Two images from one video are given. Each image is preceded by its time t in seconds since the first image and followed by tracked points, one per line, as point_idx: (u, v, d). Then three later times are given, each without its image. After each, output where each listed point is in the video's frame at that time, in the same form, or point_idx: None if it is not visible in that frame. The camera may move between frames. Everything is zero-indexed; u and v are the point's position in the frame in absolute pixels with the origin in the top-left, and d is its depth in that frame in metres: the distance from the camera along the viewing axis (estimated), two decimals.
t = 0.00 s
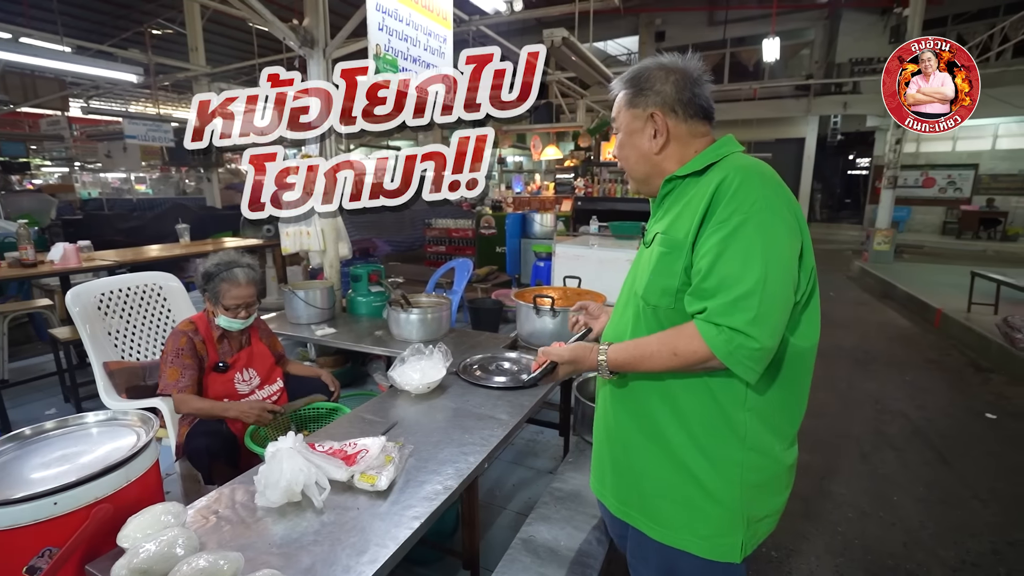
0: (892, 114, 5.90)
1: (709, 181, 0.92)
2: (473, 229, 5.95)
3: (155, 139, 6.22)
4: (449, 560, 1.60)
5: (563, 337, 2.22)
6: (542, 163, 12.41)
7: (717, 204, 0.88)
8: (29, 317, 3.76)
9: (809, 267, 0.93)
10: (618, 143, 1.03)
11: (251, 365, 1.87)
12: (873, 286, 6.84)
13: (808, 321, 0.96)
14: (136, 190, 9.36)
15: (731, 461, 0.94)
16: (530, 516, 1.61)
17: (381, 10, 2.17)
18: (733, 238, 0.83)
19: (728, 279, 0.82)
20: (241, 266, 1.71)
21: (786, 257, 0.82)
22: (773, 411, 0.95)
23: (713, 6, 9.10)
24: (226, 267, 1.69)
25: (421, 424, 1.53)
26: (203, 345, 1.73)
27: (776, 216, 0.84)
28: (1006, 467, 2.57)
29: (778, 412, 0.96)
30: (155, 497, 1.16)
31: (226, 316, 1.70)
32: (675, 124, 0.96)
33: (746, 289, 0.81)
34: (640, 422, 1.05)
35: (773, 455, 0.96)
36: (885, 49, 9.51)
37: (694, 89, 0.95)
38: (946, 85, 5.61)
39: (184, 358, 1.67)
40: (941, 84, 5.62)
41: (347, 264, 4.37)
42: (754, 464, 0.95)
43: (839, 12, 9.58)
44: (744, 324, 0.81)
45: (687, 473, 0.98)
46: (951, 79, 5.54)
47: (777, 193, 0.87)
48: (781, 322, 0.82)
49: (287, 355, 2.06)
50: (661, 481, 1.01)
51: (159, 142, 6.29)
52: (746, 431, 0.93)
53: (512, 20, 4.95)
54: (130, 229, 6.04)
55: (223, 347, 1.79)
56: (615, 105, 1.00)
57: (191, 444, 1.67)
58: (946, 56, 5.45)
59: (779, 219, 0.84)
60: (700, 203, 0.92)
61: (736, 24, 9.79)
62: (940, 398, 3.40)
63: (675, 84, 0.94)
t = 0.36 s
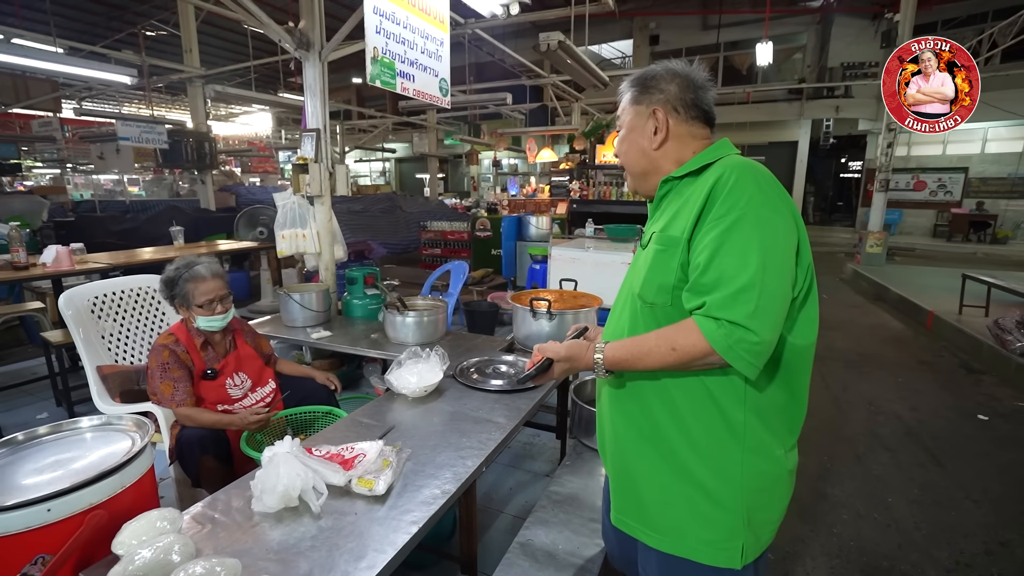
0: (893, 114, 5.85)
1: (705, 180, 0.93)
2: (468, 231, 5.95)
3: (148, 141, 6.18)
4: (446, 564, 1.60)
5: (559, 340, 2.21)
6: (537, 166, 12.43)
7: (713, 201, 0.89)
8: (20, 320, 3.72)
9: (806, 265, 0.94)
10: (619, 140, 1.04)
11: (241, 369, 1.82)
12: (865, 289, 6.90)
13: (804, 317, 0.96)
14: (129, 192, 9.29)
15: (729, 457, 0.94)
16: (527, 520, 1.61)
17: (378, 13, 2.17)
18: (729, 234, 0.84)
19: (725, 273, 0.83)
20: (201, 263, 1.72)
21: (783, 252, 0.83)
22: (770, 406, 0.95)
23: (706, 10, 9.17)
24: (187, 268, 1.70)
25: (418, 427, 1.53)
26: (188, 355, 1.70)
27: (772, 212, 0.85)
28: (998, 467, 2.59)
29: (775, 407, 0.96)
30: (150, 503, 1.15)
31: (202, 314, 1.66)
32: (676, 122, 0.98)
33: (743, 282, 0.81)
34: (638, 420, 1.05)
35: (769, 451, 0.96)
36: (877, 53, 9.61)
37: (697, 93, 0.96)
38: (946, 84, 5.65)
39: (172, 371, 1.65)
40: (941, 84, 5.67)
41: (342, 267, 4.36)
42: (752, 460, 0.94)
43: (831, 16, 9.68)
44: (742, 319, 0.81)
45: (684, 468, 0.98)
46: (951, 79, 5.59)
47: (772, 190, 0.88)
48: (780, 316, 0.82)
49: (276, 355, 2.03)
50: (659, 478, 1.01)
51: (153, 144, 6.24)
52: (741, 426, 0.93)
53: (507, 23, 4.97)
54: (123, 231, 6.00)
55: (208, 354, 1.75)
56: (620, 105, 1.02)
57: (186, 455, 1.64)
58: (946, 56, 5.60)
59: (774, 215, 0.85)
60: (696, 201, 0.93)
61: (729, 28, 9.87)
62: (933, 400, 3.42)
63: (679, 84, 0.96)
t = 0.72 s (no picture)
0: (893, 113, 5.85)
1: (704, 191, 0.92)
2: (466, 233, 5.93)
3: (145, 142, 6.16)
4: (444, 569, 1.59)
5: (558, 343, 2.21)
6: (534, 168, 12.44)
7: (712, 216, 0.88)
8: (15, 322, 3.69)
9: (798, 276, 0.94)
10: (624, 135, 1.03)
11: (231, 383, 1.77)
12: (862, 292, 6.92)
13: (794, 328, 0.97)
14: (125, 194, 9.25)
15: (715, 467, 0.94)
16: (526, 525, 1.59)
17: (378, 14, 2.16)
18: (730, 253, 0.83)
19: (731, 292, 0.81)
20: (189, 289, 1.60)
21: (781, 269, 0.82)
22: (758, 418, 0.95)
23: (704, 13, 9.21)
24: (173, 293, 1.57)
25: (417, 432, 1.51)
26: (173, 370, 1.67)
27: (773, 228, 0.84)
28: (996, 471, 2.59)
29: (762, 418, 0.96)
30: (144, 509, 1.13)
31: (189, 343, 1.61)
32: (684, 124, 0.97)
33: (744, 305, 0.80)
34: (625, 426, 1.05)
35: (754, 460, 0.97)
36: (873, 57, 9.66)
37: (707, 94, 0.96)
38: (947, 85, 5.67)
39: (158, 381, 1.64)
40: (941, 84, 5.69)
41: (340, 269, 4.35)
42: (737, 470, 0.95)
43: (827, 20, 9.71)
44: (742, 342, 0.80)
45: (670, 472, 0.98)
46: (951, 79, 5.62)
47: (771, 207, 0.87)
48: (778, 338, 0.82)
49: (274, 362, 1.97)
50: (644, 483, 1.01)
51: (149, 146, 6.22)
52: (729, 438, 0.94)
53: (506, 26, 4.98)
54: (119, 233, 5.97)
55: (195, 369, 1.71)
56: (630, 97, 1.01)
57: (183, 464, 1.62)
58: (946, 56, 5.63)
59: (774, 233, 0.84)
60: (694, 211, 0.92)
61: (726, 31, 9.90)
62: (931, 403, 3.42)
63: (692, 83, 0.95)
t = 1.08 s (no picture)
0: (894, 113, 5.85)
1: (702, 195, 0.90)
2: (465, 235, 5.90)
3: (143, 143, 6.14)
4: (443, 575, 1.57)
5: (558, 347, 2.19)
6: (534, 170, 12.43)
7: (710, 220, 0.86)
8: (11, 325, 3.67)
9: (799, 276, 0.92)
10: (617, 145, 1.02)
11: (225, 400, 1.71)
12: (862, 294, 6.91)
13: (795, 329, 0.95)
14: (124, 195, 9.25)
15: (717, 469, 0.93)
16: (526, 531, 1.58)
17: (377, 15, 2.14)
18: (730, 257, 0.81)
19: (732, 295, 0.80)
20: (189, 296, 1.54)
21: (780, 270, 0.81)
22: (760, 417, 0.94)
23: (703, 16, 9.21)
24: (172, 300, 1.52)
25: (415, 436, 1.50)
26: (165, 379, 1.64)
27: (770, 229, 0.83)
28: (999, 475, 2.58)
29: (764, 420, 0.95)
30: (138, 516, 1.11)
31: (185, 353, 1.57)
32: (677, 130, 0.96)
33: (745, 308, 0.79)
34: (627, 429, 1.04)
35: (757, 462, 0.96)
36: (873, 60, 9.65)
37: (697, 99, 0.94)
38: (946, 85, 5.68)
39: (152, 389, 1.62)
40: (941, 84, 5.70)
41: (339, 272, 4.33)
42: (740, 472, 0.94)
43: (827, 22, 9.70)
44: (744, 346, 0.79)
45: (672, 473, 0.97)
46: (951, 79, 5.63)
47: (770, 209, 0.86)
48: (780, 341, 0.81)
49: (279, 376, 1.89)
50: (648, 487, 1.00)
51: (148, 147, 6.23)
52: (732, 440, 0.92)
53: (505, 28, 4.97)
54: (116, 235, 5.95)
55: (191, 380, 1.67)
56: (620, 108, 1.00)
57: (175, 472, 1.60)
58: (946, 56, 5.63)
59: (774, 236, 0.83)
60: (692, 214, 0.90)
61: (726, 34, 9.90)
62: (932, 406, 3.41)
63: (680, 90, 0.94)
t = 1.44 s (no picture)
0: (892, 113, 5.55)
1: (695, 186, 0.91)
2: (489, 233, 5.92)
3: (180, 143, 6.34)
4: (450, 566, 1.60)
5: (572, 345, 2.20)
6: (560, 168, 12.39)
7: (700, 211, 0.86)
8: (58, 314, 3.89)
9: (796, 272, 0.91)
10: (639, 121, 1.02)
11: (236, 366, 1.88)
12: (898, 297, 6.66)
13: (790, 326, 0.93)
14: (164, 192, 9.65)
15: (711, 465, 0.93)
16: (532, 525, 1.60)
17: (393, 17, 2.20)
18: (717, 247, 0.81)
19: (717, 286, 0.80)
20: (172, 266, 1.79)
21: (769, 264, 0.80)
22: (755, 416, 0.93)
23: (735, 10, 8.98)
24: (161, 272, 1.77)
25: (426, 429, 1.53)
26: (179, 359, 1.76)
27: (761, 221, 0.82)
28: None
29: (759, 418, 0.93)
30: (161, 495, 1.18)
31: (186, 313, 1.73)
32: (703, 126, 0.97)
33: (731, 301, 0.79)
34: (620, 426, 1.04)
35: (755, 463, 0.94)
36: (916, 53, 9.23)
37: (729, 101, 0.96)
38: (946, 85, 5.42)
39: (169, 374, 1.71)
40: (941, 84, 5.43)
41: (363, 268, 4.43)
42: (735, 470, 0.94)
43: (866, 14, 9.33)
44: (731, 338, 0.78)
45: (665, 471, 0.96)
46: (951, 79, 5.38)
47: (762, 200, 0.85)
48: (769, 335, 0.80)
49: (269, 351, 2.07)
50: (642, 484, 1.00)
51: (184, 145, 6.47)
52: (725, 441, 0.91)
53: (529, 26, 4.97)
54: (155, 230, 6.22)
55: (199, 357, 1.82)
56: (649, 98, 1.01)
57: (201, 449, 1.66)
58: (945, 56, 5.41)
59: (764, 226, 0.82)
60: (684, 206, 0.90)
61: (759, 28, 9.63)
62: (967, 415, 3.28)
63: (712, 88, 0.96)
